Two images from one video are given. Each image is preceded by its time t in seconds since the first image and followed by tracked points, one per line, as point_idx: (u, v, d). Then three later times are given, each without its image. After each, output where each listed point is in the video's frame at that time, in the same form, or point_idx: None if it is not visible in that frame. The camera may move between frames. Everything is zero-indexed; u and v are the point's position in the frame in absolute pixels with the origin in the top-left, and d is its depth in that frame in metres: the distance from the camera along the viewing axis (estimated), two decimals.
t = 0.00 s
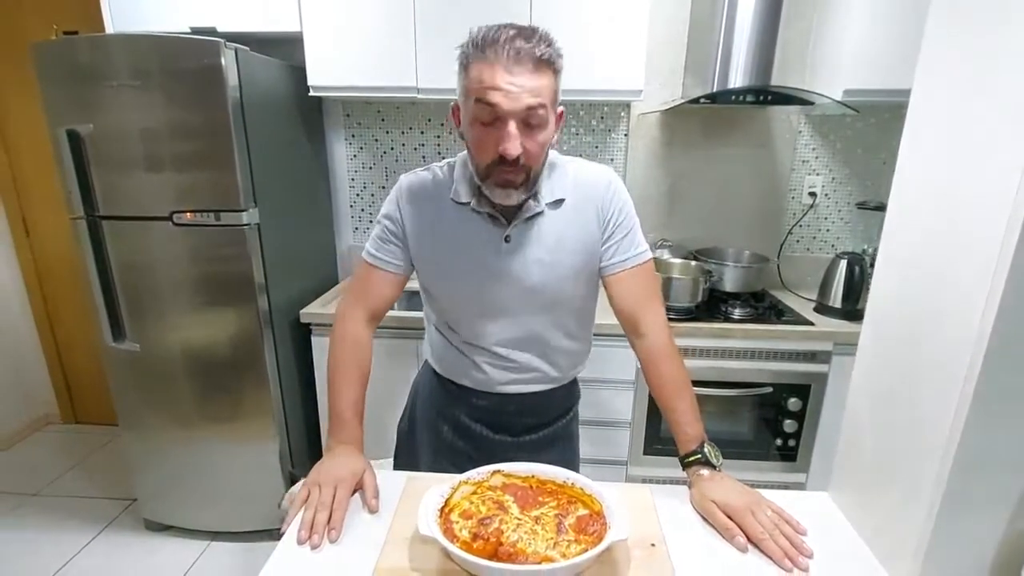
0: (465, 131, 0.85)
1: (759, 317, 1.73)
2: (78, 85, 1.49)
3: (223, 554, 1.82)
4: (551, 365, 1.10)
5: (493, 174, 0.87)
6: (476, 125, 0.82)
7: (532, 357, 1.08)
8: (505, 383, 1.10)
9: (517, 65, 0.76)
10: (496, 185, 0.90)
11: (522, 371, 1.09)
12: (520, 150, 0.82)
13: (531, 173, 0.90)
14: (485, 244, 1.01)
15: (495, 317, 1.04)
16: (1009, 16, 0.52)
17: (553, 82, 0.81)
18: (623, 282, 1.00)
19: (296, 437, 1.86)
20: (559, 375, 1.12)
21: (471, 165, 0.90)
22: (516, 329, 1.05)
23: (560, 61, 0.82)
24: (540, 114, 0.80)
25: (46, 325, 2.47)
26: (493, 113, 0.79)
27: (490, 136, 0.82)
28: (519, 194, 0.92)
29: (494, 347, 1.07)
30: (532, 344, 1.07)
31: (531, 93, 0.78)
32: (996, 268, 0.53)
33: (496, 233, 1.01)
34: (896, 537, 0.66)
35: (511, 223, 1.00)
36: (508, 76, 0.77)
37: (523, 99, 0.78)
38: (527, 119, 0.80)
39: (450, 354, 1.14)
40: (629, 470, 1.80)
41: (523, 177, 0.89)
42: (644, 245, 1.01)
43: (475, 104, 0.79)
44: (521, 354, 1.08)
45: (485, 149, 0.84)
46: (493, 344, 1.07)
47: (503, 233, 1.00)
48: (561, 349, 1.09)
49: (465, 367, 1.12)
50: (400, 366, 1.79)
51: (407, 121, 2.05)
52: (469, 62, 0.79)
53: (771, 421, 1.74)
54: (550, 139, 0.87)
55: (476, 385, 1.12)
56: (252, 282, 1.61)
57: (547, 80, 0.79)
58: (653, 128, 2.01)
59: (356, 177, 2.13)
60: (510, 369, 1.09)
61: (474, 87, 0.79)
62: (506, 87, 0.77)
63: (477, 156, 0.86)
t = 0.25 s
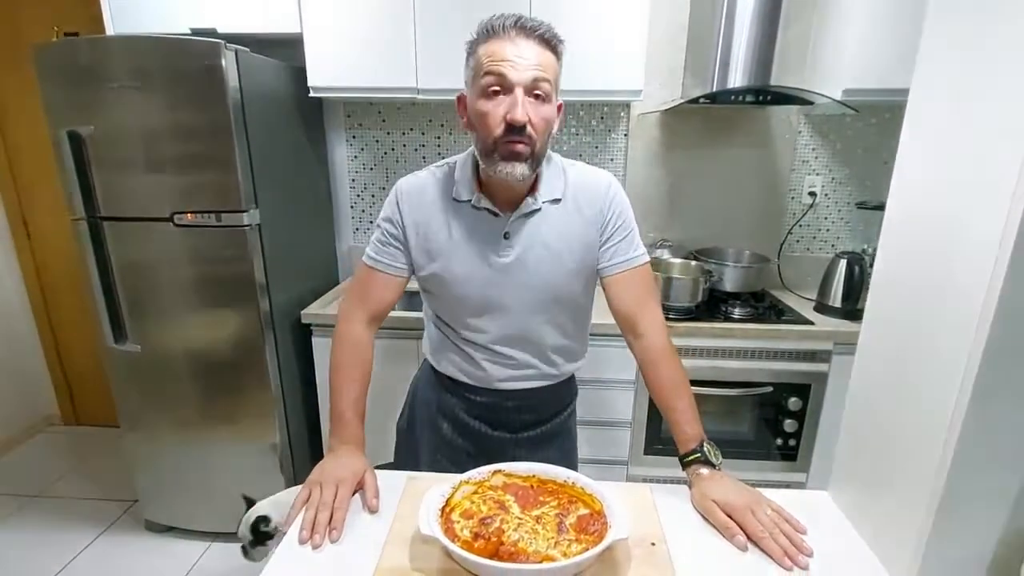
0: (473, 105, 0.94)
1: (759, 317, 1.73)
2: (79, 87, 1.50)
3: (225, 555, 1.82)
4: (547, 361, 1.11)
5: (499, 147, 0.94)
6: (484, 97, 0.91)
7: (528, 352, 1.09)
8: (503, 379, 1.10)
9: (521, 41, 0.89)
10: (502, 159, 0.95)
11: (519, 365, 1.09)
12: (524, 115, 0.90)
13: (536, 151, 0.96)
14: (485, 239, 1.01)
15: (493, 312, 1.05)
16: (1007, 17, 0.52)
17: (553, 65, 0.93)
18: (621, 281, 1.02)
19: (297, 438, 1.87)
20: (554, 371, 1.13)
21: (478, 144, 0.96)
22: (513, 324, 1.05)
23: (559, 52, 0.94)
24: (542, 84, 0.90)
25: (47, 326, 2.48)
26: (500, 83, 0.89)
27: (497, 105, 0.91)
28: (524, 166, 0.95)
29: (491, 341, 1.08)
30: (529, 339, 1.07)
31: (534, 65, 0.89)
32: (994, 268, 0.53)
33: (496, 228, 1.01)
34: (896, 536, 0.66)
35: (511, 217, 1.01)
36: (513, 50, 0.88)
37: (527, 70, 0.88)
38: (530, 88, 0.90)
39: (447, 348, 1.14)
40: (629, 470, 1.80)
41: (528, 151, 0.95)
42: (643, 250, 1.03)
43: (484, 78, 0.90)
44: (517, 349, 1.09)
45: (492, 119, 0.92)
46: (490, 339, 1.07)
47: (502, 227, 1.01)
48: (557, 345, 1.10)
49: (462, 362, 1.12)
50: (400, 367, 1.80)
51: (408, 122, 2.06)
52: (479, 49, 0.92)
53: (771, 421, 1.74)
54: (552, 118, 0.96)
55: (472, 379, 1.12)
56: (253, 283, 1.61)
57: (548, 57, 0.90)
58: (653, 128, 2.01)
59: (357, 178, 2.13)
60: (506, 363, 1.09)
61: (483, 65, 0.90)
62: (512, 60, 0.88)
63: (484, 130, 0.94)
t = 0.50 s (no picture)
0: (472, 95, 0.97)
1: (759, 317, 1.73)
2: (79, 88, 1.50)
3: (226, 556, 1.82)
4: (544, 359, 1.11)
5: (497, 132, 0.95)
6: (482, 86, 0.94)
7: (526, 350, 1.10)
8: (499, 373, 1.11)
9: (517, 33, 0.93)
10: (501, 144, 0.95)
11: (515, 362, 1.10)
12: (521, 100, 0.93)
13: (534, 138, 0.97)
14: (484, 235, 1.02)
15: (491, 309, 1.05)
16: (1007, 17, 0.52)
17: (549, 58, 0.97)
18: (619, 282, 1.03)
19: (298, 439, 1.87)
20: (551, 369, 1.13)
21: (476, 133, 0.97)
22: (511, 321, 1.06)
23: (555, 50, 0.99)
24: (538, 72, 0.93)
25: (47, 327, 2.48)
26: (498, 70, 0.93)
27: (494, 92, 0.94)
28: (522, 151, 0.96)
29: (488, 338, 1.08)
30: (526, 337, 1.08)
31: (530, 55, 0.93)
32: (994, 268, 0.53)
33: (494, 225, 1.02)
34: (896, 535, 0.66)
35: (509, 214, 1.02)
36: (511, 41, 0.93)
37: (524, 58, 0.92)
38: (527, 76, 0.93)
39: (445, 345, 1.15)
40: (630, 470, 1.80)
41: (526, 137, 0.96)
42: (641, 254, 1.04)
43: (483, 67, 0.94)
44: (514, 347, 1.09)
45: (490, 105, 0.94)
46: (487, 336, 1.08)
47: (501, 223, 1.02)
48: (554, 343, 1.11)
49: (459, 359, 1.13)
50: (401, 367, 1.80)
51: (408, 122, 2.06)
52: (478, 44, 0.96)
53: (772, 421, 1.74)
54: (549, 109, 0.98)
55: (469, 375, 1.13)
56: (253, 284, 1.61)
57: (543, 49, 0.94)
58: (653, 128, 2.01)
59: (357, 178, 2.13)
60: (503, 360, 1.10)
61: (481, 56, 0.94)
62: (509, 49, 0.92)
63: (482, 118, 0.96)
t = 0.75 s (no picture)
0: (471, 90, 1.02)
1: (760, 317, 1.73)
2: (79, 88, 1.49)
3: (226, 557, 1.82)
4: (541, 353, 1.12)
5: (495, 121, 0.99)
6: (481, 81, 1.00)
7: (523, 343, 1.11)
8: (497, 368, 1.11)
9: (513, 31, 1.00)
10: (499, 133, 0.99)
11: (513, 355, 1.11)
12: (517, 91, 0.98)
13: (532, 128, 1.01)
14: (483, 227, 1.04)
15: (489, 300, 1.07)
16: (1010, 14, 0.52)
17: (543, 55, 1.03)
18: (617, 279, 1.04)
19: (299, 440, 1.87)
20: (549, 364, 1.14)
21: (476, 125, 1.01)
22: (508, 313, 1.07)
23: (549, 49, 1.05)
24: (533, 66, 0.99)
25: (47, 327, 2.48)
26: (495, 65, 0.98)
27: (493, 85, 0.99)
28: (519, 140, 0.99)
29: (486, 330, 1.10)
30: (523, 329, 1.09)
31: (526, 51, 0.99)
32: (997, 266, 0.53)
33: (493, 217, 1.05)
34: (899, 535, 0.66)
35: (508, 207, 1.04)
36: (507, 38, 0.99)
37: (519, 53, 0.98)
38: (523, 69, 0.99)
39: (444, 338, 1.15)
40: (630, 469, 1.80)
41: (523, 126, 0.99)
42: (638, 253, 1.05)
43: (481, 63, 0.99)
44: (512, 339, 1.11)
45: (488, 97, 0.99)
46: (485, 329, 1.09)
47: (500, 215, 1.04)
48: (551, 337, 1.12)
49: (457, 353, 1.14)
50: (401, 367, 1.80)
51: (408, 122, 2.06)
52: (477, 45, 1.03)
53: (773, 420, 1.74)
54: (545, 102, 1.03)
55: (467, 369, 1.14)
56: (253, 284, 1.61)
57: (537, 46, 1.00)
58: (654, 128, 2.01)
59: (356, 178, 2.13)
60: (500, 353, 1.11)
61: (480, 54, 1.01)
62: (506, 46, 0.98)
63: (481, 110, 1.00)
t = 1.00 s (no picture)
0: (481, 86, 1.08)
1: (761, 317, 1.72)
2: (78, 88, 1.49)
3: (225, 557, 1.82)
4: (545, 344, 1.14)
5: (503, 114, 1.05)
6: (489, 77, 1.07)
7: (527, 333, 1.14)
8: (501, 358, 1.14)
9: (520, 30, 1.06)
10: (507, 125, 1.05)
11: (517, 345, 1.13)
12: (524, 86, 1.04)
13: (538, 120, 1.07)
14: (492, 218, 1.09)
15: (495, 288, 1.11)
16: (1012, 13, 0.52)
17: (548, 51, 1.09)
18: (622, 275, 1.07)
19: (299, 440, 1.86)
20: (553, 355, 1.16)
21: (484, 119, 1.07)
22: (514, 301, 1.11)
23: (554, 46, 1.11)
24: (538, 62, 1.05)
25: (47, 326, 2.47)
26: (503, 62, 1.05)
27: (500, 81, 1.05)
28: (527, 131, 1.05)
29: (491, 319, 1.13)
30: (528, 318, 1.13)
31: (532, 47, 1.05)
32: (999, 266, 0.52)
33: (501, 209, 1.10)
34: (900, 534, 0.66)
35: (516, 200, 1.09)
36: (514, 36, 1.06)
37: (526, 50, 1.05)
38: (529, 66, 1.05)
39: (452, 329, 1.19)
40: (631, 469, 1.80)
41: (529, 118, 1.05)
42: (640, 249, 1.09)
43: (490, 60, 1.06)
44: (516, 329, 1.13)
45: (496, 92, 1.05)
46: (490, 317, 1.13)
47: (508, 208, 1.09)
48: (556, 328, 1.14)
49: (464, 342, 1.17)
50: (402, 367, 1.79)
51: (408, 122, 2.05)
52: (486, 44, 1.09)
53: (773, 420, 1.74)
54: (550, 97, 1.09)
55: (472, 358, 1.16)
56: (253, 284, 1.61)
57: (543, 43, 1.07)
58: (654, 128, 2.00)
59: (357, 178, 2.13)
60: (504, 342, 1.14)
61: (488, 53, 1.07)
62: (512, 42, 1.05)
63: (490, 105, 1.06)
